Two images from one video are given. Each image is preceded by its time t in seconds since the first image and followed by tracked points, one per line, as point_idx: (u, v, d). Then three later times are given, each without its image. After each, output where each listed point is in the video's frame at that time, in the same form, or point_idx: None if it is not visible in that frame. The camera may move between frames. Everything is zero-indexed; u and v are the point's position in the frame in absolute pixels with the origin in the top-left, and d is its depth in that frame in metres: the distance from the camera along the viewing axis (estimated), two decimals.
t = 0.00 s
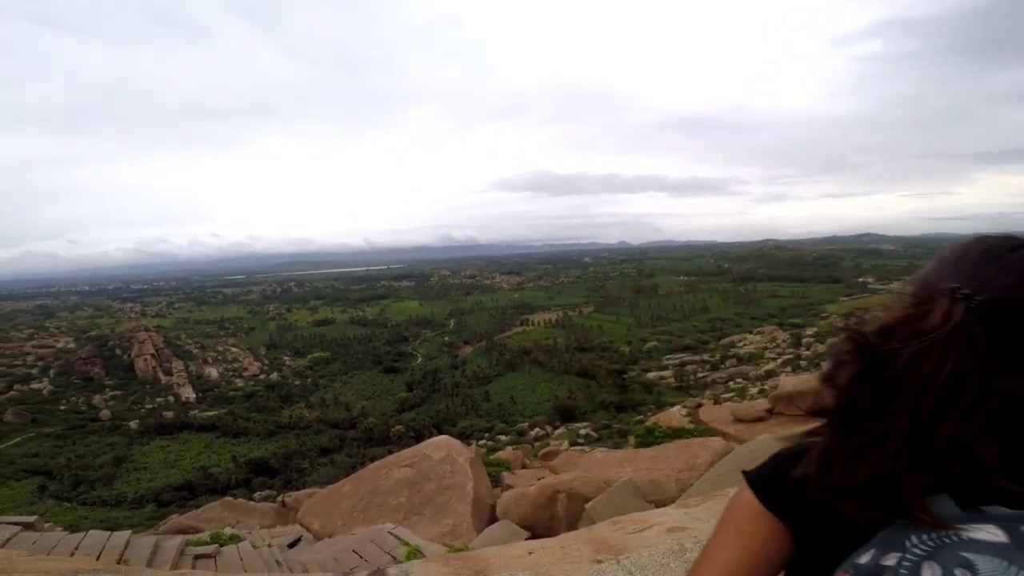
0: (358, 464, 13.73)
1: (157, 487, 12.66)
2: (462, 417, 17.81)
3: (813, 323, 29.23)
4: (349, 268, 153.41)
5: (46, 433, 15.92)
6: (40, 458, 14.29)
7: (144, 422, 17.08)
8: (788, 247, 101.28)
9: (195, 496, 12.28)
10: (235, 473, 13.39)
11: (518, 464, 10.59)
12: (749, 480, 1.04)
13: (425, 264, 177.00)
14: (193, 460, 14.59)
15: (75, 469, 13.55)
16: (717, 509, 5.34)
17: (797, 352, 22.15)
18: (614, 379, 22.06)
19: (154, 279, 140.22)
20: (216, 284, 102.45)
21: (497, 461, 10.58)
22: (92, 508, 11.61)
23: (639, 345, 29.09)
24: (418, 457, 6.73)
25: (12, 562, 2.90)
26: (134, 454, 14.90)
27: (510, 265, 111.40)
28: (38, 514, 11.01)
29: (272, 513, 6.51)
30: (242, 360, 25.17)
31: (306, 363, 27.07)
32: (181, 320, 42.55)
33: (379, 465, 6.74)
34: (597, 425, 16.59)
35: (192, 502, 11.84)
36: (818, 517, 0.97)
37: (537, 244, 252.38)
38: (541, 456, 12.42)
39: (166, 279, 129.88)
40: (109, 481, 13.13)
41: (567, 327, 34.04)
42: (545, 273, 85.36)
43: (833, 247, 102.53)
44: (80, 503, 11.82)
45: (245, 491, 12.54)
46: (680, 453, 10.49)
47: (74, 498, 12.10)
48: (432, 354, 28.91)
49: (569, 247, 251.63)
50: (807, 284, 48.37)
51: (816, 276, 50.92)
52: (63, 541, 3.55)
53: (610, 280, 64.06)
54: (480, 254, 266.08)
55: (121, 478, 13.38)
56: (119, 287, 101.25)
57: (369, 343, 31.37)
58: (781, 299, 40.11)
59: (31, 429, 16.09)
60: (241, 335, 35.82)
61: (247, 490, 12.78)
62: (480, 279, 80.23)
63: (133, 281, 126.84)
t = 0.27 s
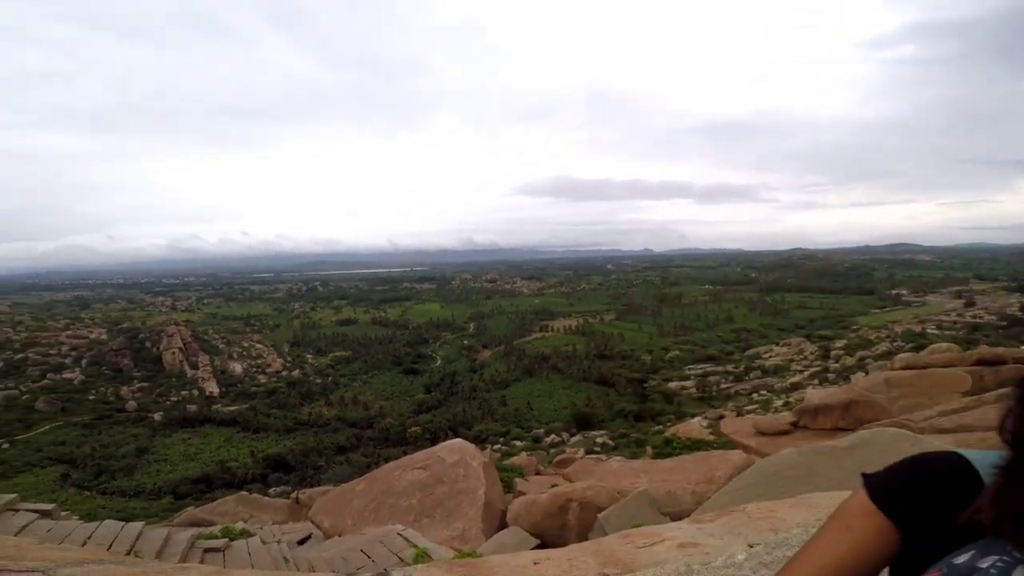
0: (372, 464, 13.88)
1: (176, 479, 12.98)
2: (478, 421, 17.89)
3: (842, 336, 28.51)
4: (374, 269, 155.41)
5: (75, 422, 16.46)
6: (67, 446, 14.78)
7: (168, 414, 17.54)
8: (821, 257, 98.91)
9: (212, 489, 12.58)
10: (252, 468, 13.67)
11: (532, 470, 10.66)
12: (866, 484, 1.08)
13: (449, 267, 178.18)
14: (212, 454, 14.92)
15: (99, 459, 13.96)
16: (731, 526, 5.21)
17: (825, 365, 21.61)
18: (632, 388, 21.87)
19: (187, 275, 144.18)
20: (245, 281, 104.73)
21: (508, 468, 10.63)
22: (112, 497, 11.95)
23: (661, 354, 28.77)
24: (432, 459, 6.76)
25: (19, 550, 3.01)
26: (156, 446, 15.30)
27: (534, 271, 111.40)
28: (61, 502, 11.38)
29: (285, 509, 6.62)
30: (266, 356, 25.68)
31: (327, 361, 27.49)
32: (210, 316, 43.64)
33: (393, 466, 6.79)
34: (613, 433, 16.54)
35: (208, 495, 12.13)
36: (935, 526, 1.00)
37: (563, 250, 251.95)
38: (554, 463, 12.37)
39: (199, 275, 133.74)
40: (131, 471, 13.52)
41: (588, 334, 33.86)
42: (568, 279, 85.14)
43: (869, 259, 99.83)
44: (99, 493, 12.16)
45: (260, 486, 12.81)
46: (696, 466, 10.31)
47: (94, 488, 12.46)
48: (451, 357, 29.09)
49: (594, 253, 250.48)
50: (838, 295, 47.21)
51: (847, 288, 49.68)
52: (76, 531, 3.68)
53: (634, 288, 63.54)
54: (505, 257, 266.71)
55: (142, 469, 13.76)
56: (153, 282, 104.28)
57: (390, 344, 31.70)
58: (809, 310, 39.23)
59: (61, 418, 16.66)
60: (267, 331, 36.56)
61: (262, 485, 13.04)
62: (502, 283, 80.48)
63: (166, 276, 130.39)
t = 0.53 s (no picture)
0: (413, 466, 14.17)
1: (229, 474, 13.61)
2: (518, 426, 18.00)
3: (905, 349, 27.09)
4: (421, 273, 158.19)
5: (139, 418, 17.51)
6: (131, 441, 15.73)
7: (224, 412, 18.41)
8: (884, 264, 94.07)
9: (261, 486, 13.17)
10: (298, 466, 14.21)
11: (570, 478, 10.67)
12: None
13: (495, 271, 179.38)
14: (263, 451, 15.59)
15: (159, 453, 14.80)
16: (777, 541, 5.06)
17: (885, 379, 20.59)
18: (676, 398, 21.45)
19: (245, 277, 150.99)
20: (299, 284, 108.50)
21: (545, 476, 10.67)
22: (169, 491, 12.64)
23: (708, 364, 28.10)
24: (471, 463, 6.88)
25: (80, 542, 3.29)
26: (212, 442, 16.10)
27: (580, 276, 110.77)
28: (124, 494, 12.13)
29: (329, 508, 6.88)
30: (316, 357, 26.57)
31: (374, 363, 28.21)
32: (265, 317, 45.52)
33: (433, 468, 6.94)
34: (655, 443, 16.30)
35: (256, 492, 12.70)
36: None
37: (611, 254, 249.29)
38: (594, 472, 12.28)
39: (256, 277, 139.92)
40: (188, 466, 14.28)
41: (632, 342, 33.46)
42: (614, 285, 84.29)
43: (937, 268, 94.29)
44: (158, 486, 12.89)
45: (305, 484, 13.32)
46: (740, 479, 10.03)
47: (153, 482, 13.21)
48: (493, 362, 29.35)
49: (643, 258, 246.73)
50: (901, 306, 44.85)
51: (911, 298, 47.14)
52: (132, 527, 3.99)
53: (682, 296, 62.29)
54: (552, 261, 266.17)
55: (198, 464, 14.50)
56: (214, 285, 109.46)
57: (434, 348, 32.21)
58: (870, 321, 37.44)
59: (127, 414, 17.76)
60: (317, 333, 37.83)
61: (307, 484, 13.53)
62: (547, 289, 80.42)
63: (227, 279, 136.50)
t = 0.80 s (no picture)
0: (461, 467, 14.43)
1: (287, 472, 14.24)
2: (565, 431, 18.03)
3: (985, 355, 25.29)
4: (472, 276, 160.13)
5: (207, 416, 18.56)
6: (199, 438, 16.71)
7: (284, 411, 19.25)
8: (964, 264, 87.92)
9: (316, 484, 13.73)
10: (352, 464, 14.72)
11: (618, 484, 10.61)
12: None
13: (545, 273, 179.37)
14: (319, 449, 16.24)
15: (224, 451, 15.65)
16: (837, 551, 4.87)
17: (962, 387, 19.31)
18: (731, 405, 20.81)
19: (306, 280, 157.32)
20: (354, 288, 111.72)
21: (593, 481, 10.65)
22: (232, 487, 13.36)
23: (767, 369, 27.13)
24: (517, 467, 6.97)
25: (149, 536, 3.59)
26: (272, 440, 16.89)
27: (632, 278, 109.25)
28: (191, 489, 12.92)
29: (379, 507, 7.13)
30: (371, 359, 27.36)
31: (425, 365, 28.80)
32: (323, 319, 47.27)
33: (480, 471, 7.08)
34: (708, 450, 15.94)
35: (311, 490, 13.26)
36: None
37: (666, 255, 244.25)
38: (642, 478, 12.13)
39: (316, 281, 145.62)
40: (249, 464, 15.05)
41: (685, 346, 32.76)
42: (667, 288, 82.68)
43: None
44: (222, 483, 13.65)
45: (357, 483, 13.79)
46: (798, 488, 9.64)
47: (217, 478, 14.01)
48: (541, 365, 29.44)
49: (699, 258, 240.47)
50: (983, 309, 41.84)
51: (994, 300, 43.91)
52: (196, 523, 4.30)
53: (739, 299, 60.37)
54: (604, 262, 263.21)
55: (259, 461, 15.24)
56: (275, 289, 114.26)
57: (483, 350, 32.57)
58: (947, 326, 35.12)
59: (196, 412, 18.86)
60: (371, 335, 38.97)
61: (359, 482, 14.01)
62: (596, 292, 79.67)
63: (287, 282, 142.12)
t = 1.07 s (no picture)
0: (503, 469, 14.62)
1: (336, 468, 14.78)
2: (609, 435, 17.96)
3: None
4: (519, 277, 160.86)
5: (264, 412, 19.45)
6: (257, 433, 17.57)
7: (336, 409, 19.94)
8: None
9: (363, 481, 14.19)
10: (398, 463, 15.12)
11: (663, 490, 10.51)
12: None
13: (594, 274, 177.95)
14: (368, 447, 16.75)
15: (278, 446, 16.39)
16: (897, 562, 4.68)
17: None
18: (786, 413, 20.10)
19: (358, 281, 162.04)
20: (405, 289, 114.21)
21: (638, 486, 10.57)
22: (284, 482, 13.99)
23: (826, 376, 26.07)
24: (560, 470, 7.02)
25: (209, 530, 3.86)
26: (324, 437, 17.54)
27: (682, 280, 107.03)
28: (247, 483, 13.61)
29: (423, 506, 7.34)
30: (418, 359, 27.92)
31: (470, 366, 29.19)
32: (374, 320, 48.56)
33: (523, 473, 7.17)
34: (759, 458, 15.52)
35: (359, 487, 13.70)
36: None
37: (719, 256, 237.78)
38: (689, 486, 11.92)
39: (367, 282, 149.73)
40: (302, 459, 15.68)
41: (738, 351, 31.90)
42: (718, 291, 80.62)
43: None
44: (276, 478, 14.31)
45: (402, 482, 14.16)
46: (857, 498, 9.23)
47: (271, 473, 14.71)
48: (586, 368, 29.35)
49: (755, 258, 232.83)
50: None
51: None
52: (251, 517, 4.58)
53: (797, 303, 58.22)
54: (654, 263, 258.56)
55: (311, 457, 15.86)
56: (328, 289, 118.48)
57: (528, 353, 32.73)
58: None
59: (255, 409, 19.79)
60: (419, 335, 39.78)
61: (405, 481, 14.38)
62: (646, 295, 78.50)
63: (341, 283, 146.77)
